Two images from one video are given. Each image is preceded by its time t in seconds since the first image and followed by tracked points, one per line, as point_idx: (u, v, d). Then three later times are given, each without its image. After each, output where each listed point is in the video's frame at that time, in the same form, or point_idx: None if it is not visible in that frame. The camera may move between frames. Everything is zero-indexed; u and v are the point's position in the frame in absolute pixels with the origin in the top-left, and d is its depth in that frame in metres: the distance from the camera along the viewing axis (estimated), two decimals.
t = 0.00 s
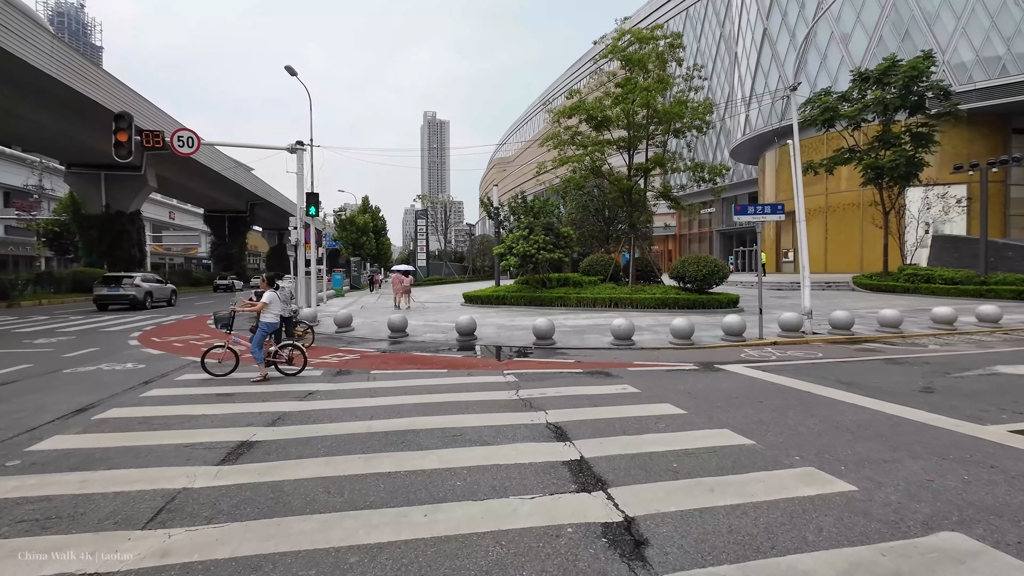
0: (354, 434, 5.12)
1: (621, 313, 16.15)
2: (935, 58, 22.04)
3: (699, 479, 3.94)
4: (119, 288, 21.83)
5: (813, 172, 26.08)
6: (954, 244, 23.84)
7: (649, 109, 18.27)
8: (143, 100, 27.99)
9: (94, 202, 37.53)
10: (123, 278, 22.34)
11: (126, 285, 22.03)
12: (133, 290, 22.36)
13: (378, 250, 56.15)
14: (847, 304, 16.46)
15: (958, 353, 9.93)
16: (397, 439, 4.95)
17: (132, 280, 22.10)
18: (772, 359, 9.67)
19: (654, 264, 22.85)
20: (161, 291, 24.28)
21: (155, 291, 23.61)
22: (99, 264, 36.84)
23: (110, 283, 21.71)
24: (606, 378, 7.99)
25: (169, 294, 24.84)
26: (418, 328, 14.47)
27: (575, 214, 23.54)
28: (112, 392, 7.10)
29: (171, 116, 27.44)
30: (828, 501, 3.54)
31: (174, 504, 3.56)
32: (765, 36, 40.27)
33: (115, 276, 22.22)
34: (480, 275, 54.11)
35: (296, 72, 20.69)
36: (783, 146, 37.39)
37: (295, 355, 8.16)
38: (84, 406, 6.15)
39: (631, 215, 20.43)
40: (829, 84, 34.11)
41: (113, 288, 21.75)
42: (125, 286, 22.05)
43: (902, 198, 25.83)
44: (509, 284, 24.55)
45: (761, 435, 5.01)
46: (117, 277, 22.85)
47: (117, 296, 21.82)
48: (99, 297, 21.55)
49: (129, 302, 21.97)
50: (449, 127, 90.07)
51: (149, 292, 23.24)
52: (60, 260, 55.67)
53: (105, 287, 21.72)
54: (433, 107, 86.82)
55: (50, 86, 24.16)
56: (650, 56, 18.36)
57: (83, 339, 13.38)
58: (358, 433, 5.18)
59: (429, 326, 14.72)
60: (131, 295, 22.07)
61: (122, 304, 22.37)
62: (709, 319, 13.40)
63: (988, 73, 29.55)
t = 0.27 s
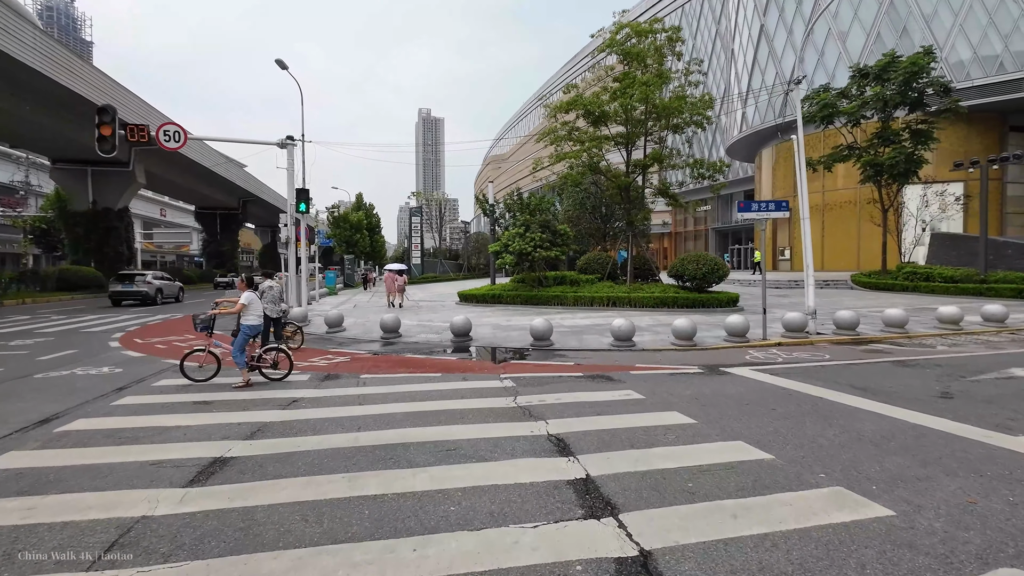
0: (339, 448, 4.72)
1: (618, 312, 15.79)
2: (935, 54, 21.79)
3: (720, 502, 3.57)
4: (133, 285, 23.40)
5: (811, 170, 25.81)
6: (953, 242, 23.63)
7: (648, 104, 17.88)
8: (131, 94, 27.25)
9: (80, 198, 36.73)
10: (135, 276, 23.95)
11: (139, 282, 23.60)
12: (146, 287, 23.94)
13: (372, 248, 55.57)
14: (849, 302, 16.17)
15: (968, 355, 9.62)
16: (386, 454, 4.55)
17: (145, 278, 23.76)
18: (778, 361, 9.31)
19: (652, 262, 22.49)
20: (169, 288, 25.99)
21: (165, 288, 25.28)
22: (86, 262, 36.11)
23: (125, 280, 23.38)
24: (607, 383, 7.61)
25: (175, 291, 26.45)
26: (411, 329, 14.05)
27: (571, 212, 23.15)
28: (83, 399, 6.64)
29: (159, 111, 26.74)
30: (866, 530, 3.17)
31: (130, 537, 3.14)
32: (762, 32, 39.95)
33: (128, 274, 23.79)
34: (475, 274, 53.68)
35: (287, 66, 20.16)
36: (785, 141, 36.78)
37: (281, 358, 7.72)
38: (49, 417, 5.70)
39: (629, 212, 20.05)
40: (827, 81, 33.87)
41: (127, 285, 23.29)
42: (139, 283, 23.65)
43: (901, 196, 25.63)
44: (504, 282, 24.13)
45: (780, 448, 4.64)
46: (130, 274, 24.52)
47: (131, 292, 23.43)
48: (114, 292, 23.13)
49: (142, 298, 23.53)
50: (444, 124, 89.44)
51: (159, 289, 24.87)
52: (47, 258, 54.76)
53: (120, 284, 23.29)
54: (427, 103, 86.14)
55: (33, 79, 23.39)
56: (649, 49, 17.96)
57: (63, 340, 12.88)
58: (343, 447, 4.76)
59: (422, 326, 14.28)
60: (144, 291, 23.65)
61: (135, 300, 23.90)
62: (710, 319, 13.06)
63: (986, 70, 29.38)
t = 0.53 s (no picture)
0: (318, 462, 4.30)
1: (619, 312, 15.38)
2: (940, 49, 21.46)
3: (745, 527, 3.15)
4: (146, 283, 24.82)
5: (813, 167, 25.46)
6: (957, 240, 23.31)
7: (650, 99, 17.46)
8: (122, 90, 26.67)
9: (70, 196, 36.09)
10: (148, 273, 25.57)
11: (151, 280, 25.01)
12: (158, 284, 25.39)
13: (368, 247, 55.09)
14: (854, 302, 15.82)
15: (984, 356, 9.24)
16: (371, 469, 4.13)
17: (156, 275, 25.23)
18: (789, 363, 8.90)
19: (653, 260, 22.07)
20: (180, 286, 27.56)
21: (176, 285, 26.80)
22: (76, 260, 35.57)
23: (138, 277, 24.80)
24: (612, 386, 7.18)
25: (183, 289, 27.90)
26: (406, 329, 13.60)
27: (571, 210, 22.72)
28: (51, 405, 6.18)
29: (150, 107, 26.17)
30: (916, 562, 2.74)
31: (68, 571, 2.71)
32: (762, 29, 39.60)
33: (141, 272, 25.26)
34: (473, 272, 53.23)
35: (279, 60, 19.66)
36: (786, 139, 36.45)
37: (264, 360, 7.23)
38: (9, 424, 5.25)
39: (629, 209, 19.64)
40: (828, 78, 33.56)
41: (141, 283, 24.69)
42: (152, 280, 25.13)
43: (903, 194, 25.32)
44: (502, 281, 23.69)
45: (805, 462, 4.22)
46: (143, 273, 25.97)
47: (144, 288, 24.98)
48: (128, 289, 24.65)
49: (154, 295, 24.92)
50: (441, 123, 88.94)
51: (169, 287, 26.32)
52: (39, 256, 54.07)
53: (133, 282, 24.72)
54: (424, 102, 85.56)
55: (20, 73, 22.79)
56: (650, 42, 17.55)
57: (43, 340, 12.39)
58: (323, 460, 4.33)
59: (417, 326, 13.84)
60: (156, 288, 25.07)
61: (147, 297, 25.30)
62: (714, 319, 12.65)
63: (987, 68, 29.10)
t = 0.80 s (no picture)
0: (301, 488, 3.87)
1: (623, 314, 14.97)
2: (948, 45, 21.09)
3: (784, 570, 2.74)
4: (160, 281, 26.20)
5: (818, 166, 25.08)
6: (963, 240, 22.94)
7: (653, 94, 17.04)
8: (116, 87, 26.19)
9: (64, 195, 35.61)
10: (163, 274, 27.03)
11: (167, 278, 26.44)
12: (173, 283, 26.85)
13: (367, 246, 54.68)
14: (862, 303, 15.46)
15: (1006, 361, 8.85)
16: (358, 495, 3.71)
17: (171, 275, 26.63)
18: (804, 369, 8.48)
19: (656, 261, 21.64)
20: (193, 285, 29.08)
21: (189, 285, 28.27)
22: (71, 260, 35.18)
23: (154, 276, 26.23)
24: (620, 395, 6.75)
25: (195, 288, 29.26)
26: (403, 331, 13.18)
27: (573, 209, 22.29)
28: (19, 418, 5.76)
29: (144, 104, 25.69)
30: None
31: None
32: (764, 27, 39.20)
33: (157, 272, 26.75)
34: (472, 272, 52.82)
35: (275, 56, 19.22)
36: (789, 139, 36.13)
37: (244, 368, 6.82)
38: None
39: (632, 208, 19.22)
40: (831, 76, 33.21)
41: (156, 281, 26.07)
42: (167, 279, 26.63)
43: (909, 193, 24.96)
44: (502, 282, 23.26)
45: (841, 487, 3.81)
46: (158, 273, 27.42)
47: (159, 287, 26.43)
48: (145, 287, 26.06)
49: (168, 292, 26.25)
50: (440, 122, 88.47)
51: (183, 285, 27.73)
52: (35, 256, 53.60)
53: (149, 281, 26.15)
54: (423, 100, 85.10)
55: (11, 69, 22.30)
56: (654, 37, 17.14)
57: (26, 344, 11.96)
58: (306, 485, 3.90)
59: (415, 329, 13.44)
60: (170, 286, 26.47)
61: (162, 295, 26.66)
62: (722, 322, 12.24)
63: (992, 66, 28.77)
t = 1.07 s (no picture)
0: (279, 509, 3.43)
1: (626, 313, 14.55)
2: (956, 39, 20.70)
3: None
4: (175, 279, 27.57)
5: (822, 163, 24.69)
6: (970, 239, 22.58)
7: (657, 88, 16.60)
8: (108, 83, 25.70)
9: (57, 193, 35.10)
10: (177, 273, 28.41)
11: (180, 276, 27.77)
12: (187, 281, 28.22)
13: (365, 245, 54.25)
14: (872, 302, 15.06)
15: None
16: (344, 519, 3.27)
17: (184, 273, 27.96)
18: (821, 371, 8.04)
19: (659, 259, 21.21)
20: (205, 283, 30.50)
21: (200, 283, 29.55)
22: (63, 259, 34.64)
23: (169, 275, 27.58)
24: (629, 400, 6.32)
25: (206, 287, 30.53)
26: (400, 331, 12.74)
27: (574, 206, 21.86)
28: None
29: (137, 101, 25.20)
30: None
31: None
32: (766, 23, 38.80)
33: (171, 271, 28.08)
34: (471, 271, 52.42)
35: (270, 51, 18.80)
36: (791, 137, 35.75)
37: (220, 371, 6.37)
38: None
39: (635, 205, 18.78)
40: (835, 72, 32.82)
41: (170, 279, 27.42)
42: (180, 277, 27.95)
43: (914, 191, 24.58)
44: (502, 280, 22.86)
45: (886, 507, 3.39)
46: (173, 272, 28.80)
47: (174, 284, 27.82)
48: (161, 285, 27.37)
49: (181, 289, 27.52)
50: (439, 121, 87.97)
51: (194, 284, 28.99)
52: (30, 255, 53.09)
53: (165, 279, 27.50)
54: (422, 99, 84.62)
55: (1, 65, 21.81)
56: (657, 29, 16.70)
57: (8, 345, 11.51)
58: (285, 506, 3.46)
59: (412, 329, 13.01)
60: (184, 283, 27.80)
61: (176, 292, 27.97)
62: (730, 322, 11.82)
63: (997, 61, 28.41)
